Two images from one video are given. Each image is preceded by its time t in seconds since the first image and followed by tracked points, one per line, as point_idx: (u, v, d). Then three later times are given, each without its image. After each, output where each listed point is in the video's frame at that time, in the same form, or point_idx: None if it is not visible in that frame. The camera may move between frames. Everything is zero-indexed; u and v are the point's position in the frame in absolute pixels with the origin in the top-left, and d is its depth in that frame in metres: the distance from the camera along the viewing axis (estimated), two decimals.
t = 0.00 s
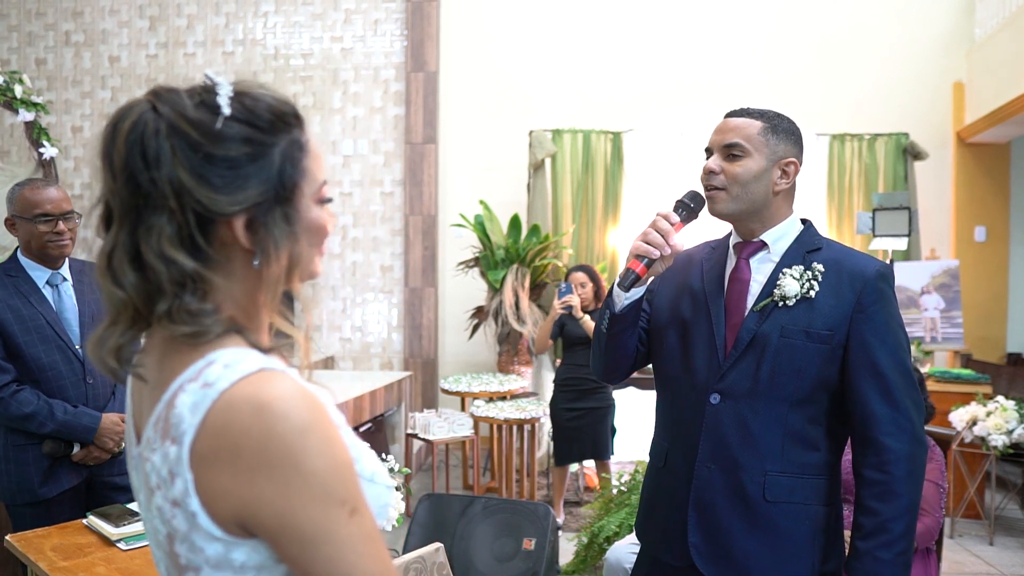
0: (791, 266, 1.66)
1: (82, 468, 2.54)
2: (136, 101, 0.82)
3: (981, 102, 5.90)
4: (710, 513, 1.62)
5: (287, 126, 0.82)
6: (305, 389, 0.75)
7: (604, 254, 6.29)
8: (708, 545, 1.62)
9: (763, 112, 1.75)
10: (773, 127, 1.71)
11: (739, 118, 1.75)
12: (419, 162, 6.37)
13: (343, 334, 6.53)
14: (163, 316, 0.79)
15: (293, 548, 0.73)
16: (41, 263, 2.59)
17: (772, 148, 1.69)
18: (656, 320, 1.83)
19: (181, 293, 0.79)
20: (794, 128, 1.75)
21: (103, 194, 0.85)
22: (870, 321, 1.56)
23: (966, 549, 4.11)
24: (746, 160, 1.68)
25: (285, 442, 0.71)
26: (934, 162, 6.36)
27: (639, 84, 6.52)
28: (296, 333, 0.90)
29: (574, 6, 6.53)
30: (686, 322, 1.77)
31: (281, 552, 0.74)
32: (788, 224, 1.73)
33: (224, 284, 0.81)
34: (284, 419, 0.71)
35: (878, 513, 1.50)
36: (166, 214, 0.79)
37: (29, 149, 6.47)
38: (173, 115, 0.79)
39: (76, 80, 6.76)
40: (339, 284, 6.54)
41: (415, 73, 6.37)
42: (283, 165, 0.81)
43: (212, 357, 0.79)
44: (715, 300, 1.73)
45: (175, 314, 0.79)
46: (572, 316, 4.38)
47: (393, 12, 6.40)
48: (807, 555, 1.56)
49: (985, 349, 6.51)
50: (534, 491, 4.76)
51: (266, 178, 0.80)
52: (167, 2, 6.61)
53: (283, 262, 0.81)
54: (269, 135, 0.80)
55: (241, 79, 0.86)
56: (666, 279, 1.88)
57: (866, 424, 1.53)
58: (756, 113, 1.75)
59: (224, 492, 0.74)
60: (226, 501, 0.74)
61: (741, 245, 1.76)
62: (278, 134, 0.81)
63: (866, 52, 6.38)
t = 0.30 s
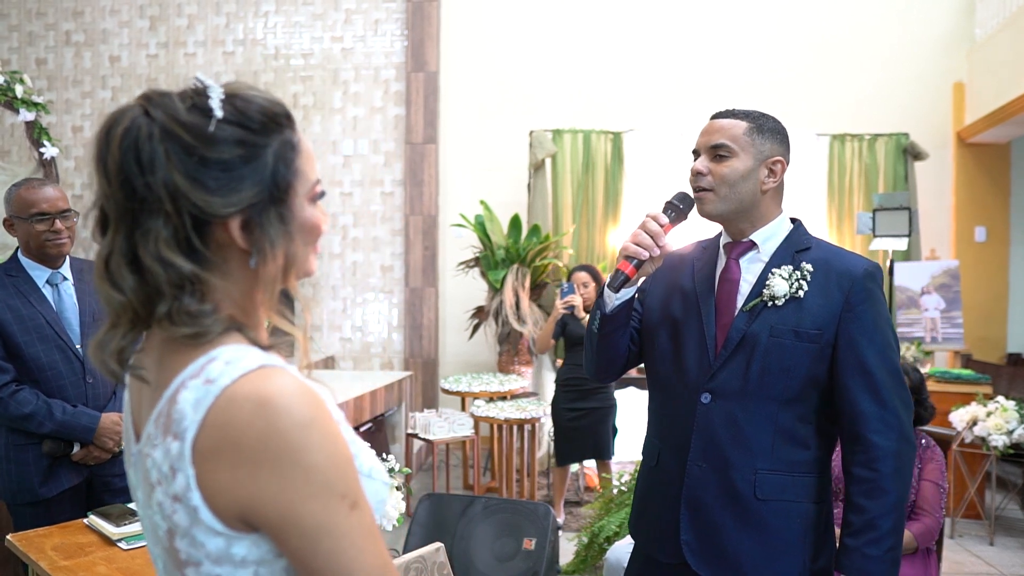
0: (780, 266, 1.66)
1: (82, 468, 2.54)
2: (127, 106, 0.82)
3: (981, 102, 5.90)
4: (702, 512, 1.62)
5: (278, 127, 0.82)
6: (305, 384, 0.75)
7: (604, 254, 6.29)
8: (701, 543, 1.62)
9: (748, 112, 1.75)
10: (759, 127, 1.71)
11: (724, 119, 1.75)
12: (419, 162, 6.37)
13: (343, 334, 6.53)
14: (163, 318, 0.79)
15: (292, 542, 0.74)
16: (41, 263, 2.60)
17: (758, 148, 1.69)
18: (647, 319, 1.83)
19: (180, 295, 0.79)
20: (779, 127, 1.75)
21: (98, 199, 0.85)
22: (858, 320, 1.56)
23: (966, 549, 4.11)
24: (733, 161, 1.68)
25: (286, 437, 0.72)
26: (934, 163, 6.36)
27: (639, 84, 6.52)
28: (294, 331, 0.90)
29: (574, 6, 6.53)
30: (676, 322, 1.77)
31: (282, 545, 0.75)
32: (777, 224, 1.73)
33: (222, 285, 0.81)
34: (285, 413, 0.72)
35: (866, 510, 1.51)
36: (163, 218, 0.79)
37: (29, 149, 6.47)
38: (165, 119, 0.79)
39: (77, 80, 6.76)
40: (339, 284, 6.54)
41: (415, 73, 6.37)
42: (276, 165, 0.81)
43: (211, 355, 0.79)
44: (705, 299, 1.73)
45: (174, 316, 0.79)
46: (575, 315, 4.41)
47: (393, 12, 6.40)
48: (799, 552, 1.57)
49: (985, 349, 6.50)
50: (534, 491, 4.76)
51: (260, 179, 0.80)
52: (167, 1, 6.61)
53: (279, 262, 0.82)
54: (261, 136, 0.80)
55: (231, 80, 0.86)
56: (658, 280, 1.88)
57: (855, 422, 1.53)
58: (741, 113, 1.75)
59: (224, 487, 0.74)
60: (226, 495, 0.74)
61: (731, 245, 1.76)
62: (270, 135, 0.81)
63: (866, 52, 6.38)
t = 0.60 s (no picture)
0: (764, 266, 1.67)
1: (81, 469, 2.54)
2: (139, 103, 0.82)
3: (982, 102, 5.90)
4: (690, 510, 1.62)
5: (287, 128, 0.82)
6: (307, 382, 0.75)
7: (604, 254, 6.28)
8: (689, 541, 1.62)
9: (732, 112, 1.75)
10: (742, 126, 1.71)
11: (709, 119, 1.75)
12: (419, 162, 6.36)
13: (343, 334, 6.53)
14: (168, 314, 0.79)
15: (294, 541, 0.74)
16: (47, 263, 2.60)
17: (742, 147, 1.69)
18: (635, 319, 1.84)
19: (186, 292, 0.79)
20: (763, 125, 1.75)
21: (107, 195, 0.85)
22: (842, 318, 1.56)
23: (966, 549, 4.12)
24: (717, 160, 1.68)
25: (286, 435, 0.72)
26: (934, 163, 6.36)
27: (639, 84, 6.52)
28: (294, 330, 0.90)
29: (575, 6, 6.53)
30: (664, 321, 1.77)
31: (284, 545, 0.74)
32: (762, 223, 1.73)
33: (227, 283, 0.81)
34: (286, 412, 0.72)
35: (852, 507, 1.51)
36: (171, 214, 0.79)
37: (30, 149, 6.48)
38: (177, 118, 0.79)
39: (77, 80, 6.76)
40: (339, 284, 6.54)
41: (415, 73, 6.37)
42: (284, 166, 0.81)
43: (215, 351, 0.79)
44: (692, 299, 1.73)
45: (178, 312, 0.79)
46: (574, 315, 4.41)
47: (393, 12, 6.41)
48: (785, 550, 1.57)
49: (986, 349, 6.50)
50: (534, 491, 4.76)
51: (269, 178, 0.80)
52: (167, 1, 6.61)
53: (285, 261, 0.81)
54: (270, 136, 0.81)
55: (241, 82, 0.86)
56: (645, 279, 1.89)
57: (839, 420, 1.53)
58: (724, 113, 1.75)
59: (225, 485, 0.74)
60: (228, 493, 0.74)
61: (717, 245, 1.76)
62: (279, 136, 0.81)
63: (866, 53, 6.38)
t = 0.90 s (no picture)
0: (743, 266, 1.66)
1: (88, 468, 2.52)
2: (151, 101, 0.82)
3: (983, 101, 5.89)
4: (674, 511, 1.61)
5: (299, 126, 0.82)
6: (318, 380, 0.75)
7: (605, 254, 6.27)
8: (674, 542, 1.61)
9: (706, 113, 1.75)
10: (717, 126, 1.71)
11: (684, 120, 1.75)
12: (420, 161, 6.36)
13: (344, 334, 6.53)
14: (179, 311, 0.78)
15: (308, 540, 0.73)
16: (64, 261, 2.61)
17: (718, 146, 1.68)
18: (619, 323, 1.82)
19: (198, 289, 0.78)
20: (738, 125, 1.75)
21: (118, 193, 0.84)
22: (820, 317, 1.56)
23: (967, 550, 4.11)
24: (694, 160, 1.67)
25: (299, 433, 0.71)
26: (936, 162, 6.36)
27: (640, 84, 6.52)
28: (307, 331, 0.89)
29: (575, 6, 6.53)
30: (647, 325, 1.76)
31: (297, 545, 0.74)
32: (742, 222, 1.73)
33: (239, 280, 0.80)
34: (299, 410, 0.71)
35: (831, 504, 1.52)
36: (183, 211, 0.78)
37: (31, 149, 6.48)
38: (190, 114, 0.78)
39: (78, 80, 6.77)
40: (340, 284, 6.54)
41: (416, 73, 6.36)
42: (296, 163, 0.80)
43: (227, 349, 0.78)
44: (672, 302, 1.72)
45: (190, 310, 0.78)
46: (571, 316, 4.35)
47: (394, 11, 6.40)
48: (767, 549, 1.57)
49: (987, 349, 6.48)
50: (534, 491, 4.75)
51: (281, 176, 0.79)
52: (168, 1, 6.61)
53: (297, 258, 0.81)
54: (282, 134, 0.80)
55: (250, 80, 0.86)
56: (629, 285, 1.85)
57: (819, 418, 1.54)
58: (699, 114, 1.75)
59: (239, 483, 0.73)
60: (242, 491, 0.73)
61: (696, 245, 1.76)
62: (291, 133, 0.81)
63: (867, 53, 6.38)
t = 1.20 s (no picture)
0: (721, 259, 1.67)
1: (104, 467, 2.52)
2: (177, 100, 0.81)
3: (986, 101, 5.88)
4: (657, 503, 1.60)
5: (326, 123, 0.81)
6: (352, 382, 0.74)
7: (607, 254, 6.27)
8: (658, 533, 1.59)
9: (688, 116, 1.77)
10: (700, 127, 1.72)
11: (668, 121, 1.75)
12: (422, 161, 6.35)
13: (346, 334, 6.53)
14: (211, 313, 0.77)
15: (347, 543, 0.72)
16: (83, 260, 2.61)
17: (704, 146, 1.70)
18: (595, 317, 1.79)
19: (230, 289, 0.77)
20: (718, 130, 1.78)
21: (145, 193, 0.83)
22: (797, 307, 1.57)
23: (969, 550, 4.11)
24: (683, 158, 1.67)
25: (336, 435, 0.70)
26: (938, 162, 6.35)
27: (642, 83, 6.51)
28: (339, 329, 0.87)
29: (577, 5, 6.52)
30: (625, 318, 1.74)
31: (336, 548, 0.73)
32: (718, 219, 1.73)
33: (269, 280, 0.79)
34: (335, 412, 0.70)
35: (814, 489, 1.51)
36: (214, 211, 0.77)
37: (33, 148, 6.48)
38: (218, 113, 0.78)
39: (79, 80, 6.76)
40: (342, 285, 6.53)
41: (418, 73, 6.35)
42: (325, 161, 0.80)
43: (260, 351, 0.77)
44: (651, 295, 1.71)
45: (222, 311, 0.77)
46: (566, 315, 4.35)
47: (396, 11, 6.40)
48: (748, 539, 1.56)
49: (989, 349, 6.46)
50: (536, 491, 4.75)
51: (310, 174, 0.79)
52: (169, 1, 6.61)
53: (327, 257, 0.80)
54: (310, 131, 0.79)
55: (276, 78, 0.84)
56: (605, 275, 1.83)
57: (800, 406, 1.54)
58: (681, 116, 1.76)
59: (275, 486, 0.72)
60: (279, 494, 0.72)
61: (674, 242, 1.75)
62: (318, 131, 0.80)
63: (869, 52, 6.37)
